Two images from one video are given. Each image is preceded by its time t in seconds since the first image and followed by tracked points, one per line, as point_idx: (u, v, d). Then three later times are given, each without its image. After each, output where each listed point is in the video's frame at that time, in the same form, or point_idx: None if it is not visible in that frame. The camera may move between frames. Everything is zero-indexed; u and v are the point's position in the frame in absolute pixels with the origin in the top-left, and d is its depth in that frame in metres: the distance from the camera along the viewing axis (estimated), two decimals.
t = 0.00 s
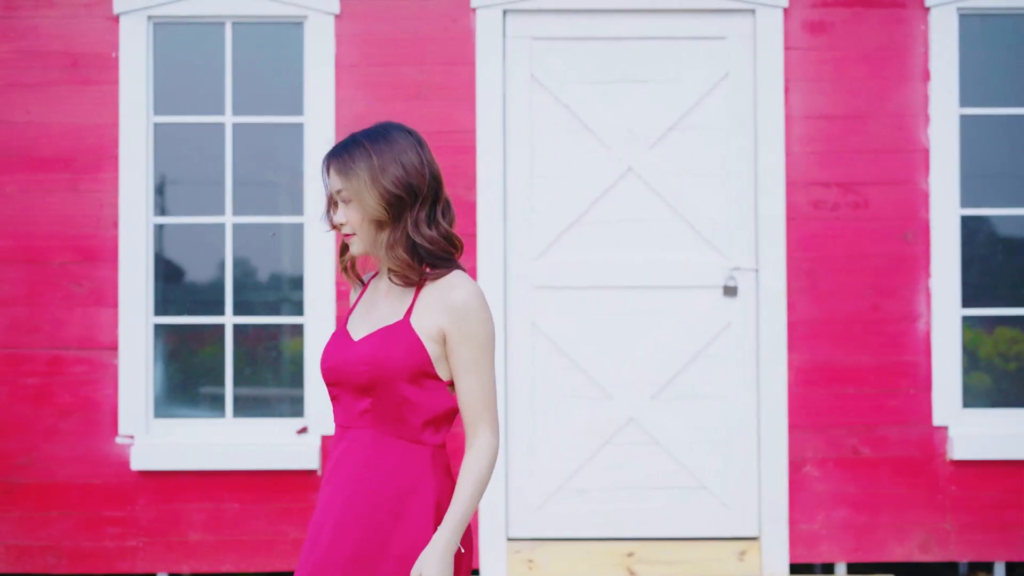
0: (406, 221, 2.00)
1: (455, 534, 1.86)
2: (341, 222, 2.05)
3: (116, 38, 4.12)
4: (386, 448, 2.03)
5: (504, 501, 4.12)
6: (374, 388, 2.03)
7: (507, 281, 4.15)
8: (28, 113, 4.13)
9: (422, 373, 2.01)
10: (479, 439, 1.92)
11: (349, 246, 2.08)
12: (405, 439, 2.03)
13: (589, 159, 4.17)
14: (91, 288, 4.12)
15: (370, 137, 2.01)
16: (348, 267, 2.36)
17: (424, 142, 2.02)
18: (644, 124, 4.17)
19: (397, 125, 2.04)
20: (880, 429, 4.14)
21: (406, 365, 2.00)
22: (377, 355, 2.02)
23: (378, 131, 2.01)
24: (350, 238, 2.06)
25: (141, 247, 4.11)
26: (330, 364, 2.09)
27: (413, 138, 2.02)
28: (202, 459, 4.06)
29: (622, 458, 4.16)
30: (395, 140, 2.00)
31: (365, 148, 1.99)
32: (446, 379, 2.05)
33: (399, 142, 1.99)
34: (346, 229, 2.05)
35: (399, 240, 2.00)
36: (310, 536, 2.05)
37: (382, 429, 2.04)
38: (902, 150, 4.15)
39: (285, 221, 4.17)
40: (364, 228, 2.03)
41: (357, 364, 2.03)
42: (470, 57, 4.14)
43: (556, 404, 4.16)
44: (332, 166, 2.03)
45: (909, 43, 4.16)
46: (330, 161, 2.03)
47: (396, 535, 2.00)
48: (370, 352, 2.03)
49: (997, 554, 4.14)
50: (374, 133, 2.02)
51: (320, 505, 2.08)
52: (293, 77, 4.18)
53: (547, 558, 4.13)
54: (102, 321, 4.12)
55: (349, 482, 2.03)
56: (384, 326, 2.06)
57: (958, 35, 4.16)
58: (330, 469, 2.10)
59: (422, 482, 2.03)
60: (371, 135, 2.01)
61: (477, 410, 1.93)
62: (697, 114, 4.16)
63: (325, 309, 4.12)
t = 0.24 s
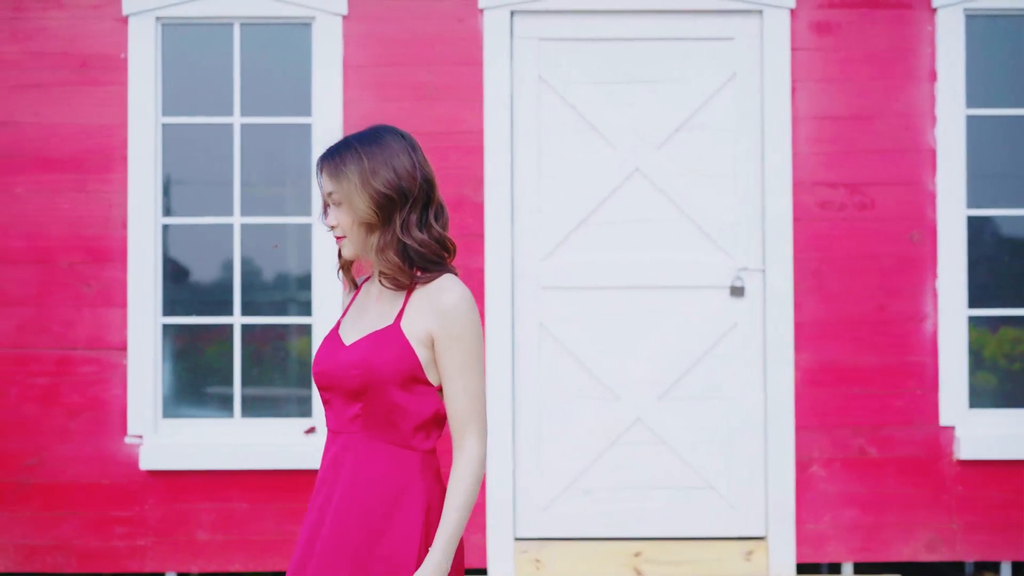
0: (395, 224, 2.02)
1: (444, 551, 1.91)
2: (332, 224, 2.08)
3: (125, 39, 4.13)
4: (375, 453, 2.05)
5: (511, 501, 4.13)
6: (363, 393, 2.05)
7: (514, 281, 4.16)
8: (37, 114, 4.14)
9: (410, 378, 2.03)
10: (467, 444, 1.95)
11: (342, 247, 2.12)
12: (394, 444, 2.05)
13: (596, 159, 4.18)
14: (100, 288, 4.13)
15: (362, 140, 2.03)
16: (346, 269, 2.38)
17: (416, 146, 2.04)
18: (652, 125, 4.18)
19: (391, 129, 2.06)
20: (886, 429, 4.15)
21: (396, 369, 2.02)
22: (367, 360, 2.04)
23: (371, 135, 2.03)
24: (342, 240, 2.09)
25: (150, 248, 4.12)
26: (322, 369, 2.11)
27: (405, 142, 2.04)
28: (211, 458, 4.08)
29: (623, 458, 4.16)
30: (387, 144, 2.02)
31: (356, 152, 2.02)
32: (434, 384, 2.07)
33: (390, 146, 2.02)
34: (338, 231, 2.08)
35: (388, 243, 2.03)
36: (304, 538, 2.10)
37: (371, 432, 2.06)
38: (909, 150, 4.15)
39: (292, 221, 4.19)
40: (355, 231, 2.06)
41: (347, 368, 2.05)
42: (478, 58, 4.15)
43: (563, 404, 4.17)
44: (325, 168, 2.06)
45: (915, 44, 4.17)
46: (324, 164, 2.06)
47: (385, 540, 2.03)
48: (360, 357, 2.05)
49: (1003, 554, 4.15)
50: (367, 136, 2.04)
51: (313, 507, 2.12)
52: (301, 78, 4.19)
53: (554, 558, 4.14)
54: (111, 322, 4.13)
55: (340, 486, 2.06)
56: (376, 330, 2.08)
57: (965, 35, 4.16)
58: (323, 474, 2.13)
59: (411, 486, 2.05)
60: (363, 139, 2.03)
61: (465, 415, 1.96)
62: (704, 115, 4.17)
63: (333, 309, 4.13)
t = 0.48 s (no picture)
0: (383, 227, 2.01)
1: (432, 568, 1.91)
2: (321, 227, 2.08)
3: (134, 40, 4.14)
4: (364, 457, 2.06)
5: (520, 501, 4.13)
6: (347, 399, 2.05)
7: (522, 281, 4.16)
8: (46, 115, 4.15)
9: (395, 385, 2.03)
10: (447, 454, 1.95)
11: (331, 251, 2.11)
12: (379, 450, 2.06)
13: (605, 159, 4.18)
14: (109, 288, 4.14)
15: (351, 143, 2.02)
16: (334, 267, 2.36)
17: (406, 150, 2.03)
18: (660, 125, 4.18)
19: (380, 132, 2.04)
20: (894, 429, 4.15)
21: (378, 376, 2.01)
22: (350, 366, 2.04)
23: (360, 137, 2.03)
24: (331, 242, 2.08)
25: (159, 248, 4.13)
26: (307, 376, 2.11)
27: (395, 145, 2.02)
28: (219, 458, 4.08)
29: (633, 458, 4.17)
30: (375, 147, 2.01)
31: (344, 155, 2.01)
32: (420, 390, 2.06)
33: (379, 150, 2.00)
34: (326, 235, 2.08)
35: (376, 247, 2.02)
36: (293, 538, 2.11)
37: (356, 440, 2.06)
38: (917, 150, 4.16)
39: (299, 221, 4.19)
40: (342, 234, 2.06)
41: (332, 374, 2.05)
42: (487, 58, 4.16)
43: (571, 404, 4.17)
44: (313, 172, 2.05)
45: (923, 44, 4.17)
46: (312, 166, 2.06)
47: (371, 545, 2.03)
48: (345, 363, 2.05)
49: (1012, 554, 4.15)
50: (356, 139, 2.03)
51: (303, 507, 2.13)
52: (310, 79, 4.20)
53: (562, 558, 4.14)
54: (120, 322, 4.14)
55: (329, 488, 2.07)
56: (362, 335, 2.08)
57: (973, 36, 4.17)
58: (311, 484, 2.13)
59: (400, 492, 2.05)
60: (352, 142, 2.02)
61: (445, 424, 1.95)
62: (712, 115, 4.18)
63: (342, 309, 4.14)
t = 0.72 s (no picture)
0: (372, 230, 2.00)
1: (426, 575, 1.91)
2: (312, 230, 2.06)
3: (143, 40, 4.15)
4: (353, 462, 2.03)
5: (528, 501, 4.14)
6: (338, 403, 2.02)
7: (530, 282, 4.17)
8: (56, 115, 4.16)
9: (388, 390, 2.00)
10: (439, 461, 1.94)
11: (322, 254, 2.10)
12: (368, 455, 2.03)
13: (612, 159, 4.19)
14: (118, 288, 4.15)
15: (342, 145, 2.02)
16: (322, 269, 2.34)
17: (397, 152, 2.02)
18: (667, 126, 4.19)
19: (371, 134, 2.04)
20: (902, 429, 4.16)
21: (371, 380, 1.99)
22: (343, 370, 2.01)
23: (351, 140, 2.02)
24: (321, 246, 2.07)
25: (168, 248, 4.14)
26: (296, 379, 2.08)
27: (386, 147, 2.01)
28: (228, 458, 4.09)
29: (641, 458, 4.18)
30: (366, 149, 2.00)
31: (335, 157, 2.00)
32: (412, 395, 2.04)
33: (369, 152, 1.99)
34: (317, 238, 2.06)
35: (366, 249, 2.00)
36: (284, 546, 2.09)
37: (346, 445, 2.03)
38: (924, 151, 4.16)
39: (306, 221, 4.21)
40: (333, 237, 2.04)
41: (324, 377, 2.02)
42: (494, 59, 4.17)
43: (578, 404, 4.18)
44: (304, 175, 2.04)
45: (930, 45, 4.17)
46: (303, 169, 2.05)
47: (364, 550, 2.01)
48: (337, 367, 2.01)
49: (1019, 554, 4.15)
50: (347, 141, 2.02)
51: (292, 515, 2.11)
52: (318, 79, 4.21)
53: (570, 557, 4.15)
54: (129, 322, 4.15)
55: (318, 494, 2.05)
56: (354, 339, 2.05)
57: (980, 36, 4.17)
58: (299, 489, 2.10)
59: (390, 497, 2.02)
60: (343, 144, 2.02)
61: (437, 431, 1.94)
62: (720, 115, 4.18)
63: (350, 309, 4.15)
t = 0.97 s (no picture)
0: (364, 229, 1.99)
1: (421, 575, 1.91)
2: (304, 230, 2.06)
3: (154, 41, 4.16)
4: (344, 464, 2.02)
5: (540, 502, 4.14)
6: (333, 403, 2.00)
7: (541, 282, 4.17)
8: (68, 116, 4.17)
9: (384, 392, 2.00)
10: (434, 463, 1.96)
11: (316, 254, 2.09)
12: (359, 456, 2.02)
13: (623, 159, 4.19)
14: (130, 289, 4.16)
15: (332, 144, 2.01)
16: (312, 272, 2.32)
17: (388, 151, 2.01)
18: (678, 127, 4.19)
19: (362, 133, 2.03)
20: (913, 430, 4.16)
21: (369, 381, 1.98)
22: (340, 370, 2.00)
23: (341, 139, 2.01)
24: (314, 246, 2.06)
25: (180, 248, 4.15)
26: (289, 377, 2.06)
27: (376, 146, 2.00)
28: (240, 458, 4.09)
29: (653, 458, 4.18)
30: (356, 147, 1.99)
31: (325, 156, 1.99)
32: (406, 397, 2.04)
33: (359, 151, 1.98)
34: (310, 238, 2.06)
35: (358, 249, 1.99)
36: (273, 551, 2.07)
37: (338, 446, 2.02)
38: (935, 151, 4.16)
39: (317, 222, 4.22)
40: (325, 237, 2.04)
41: (320, 376, 2.01)
42: (506, 60, 4.17)
43: (589, 404, 4.18)
44: (295, 174, 2.04)
45: (941, 45, 4.17)
46: (294, 169, 2.04)
47: (355, 553, 2.00)
48: (333, 367, 2.00)
49: None
50: (337, 140, 2.02)
51: (280, 520, 2.09)
52: (329, 80, 4.21)
53: (582, 558, 4.16)
54: (141, 322, 4.16)
55: (307, 498, 2.03)
56: (351, 339, 2.04)
57: (991, 37, 4.17)
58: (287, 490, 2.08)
59: (381, 498, 2.01)
60: (333, 143, 2.01)
61: (434, 433, 1.96)
62: (731, 116, 4.18)
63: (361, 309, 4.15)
